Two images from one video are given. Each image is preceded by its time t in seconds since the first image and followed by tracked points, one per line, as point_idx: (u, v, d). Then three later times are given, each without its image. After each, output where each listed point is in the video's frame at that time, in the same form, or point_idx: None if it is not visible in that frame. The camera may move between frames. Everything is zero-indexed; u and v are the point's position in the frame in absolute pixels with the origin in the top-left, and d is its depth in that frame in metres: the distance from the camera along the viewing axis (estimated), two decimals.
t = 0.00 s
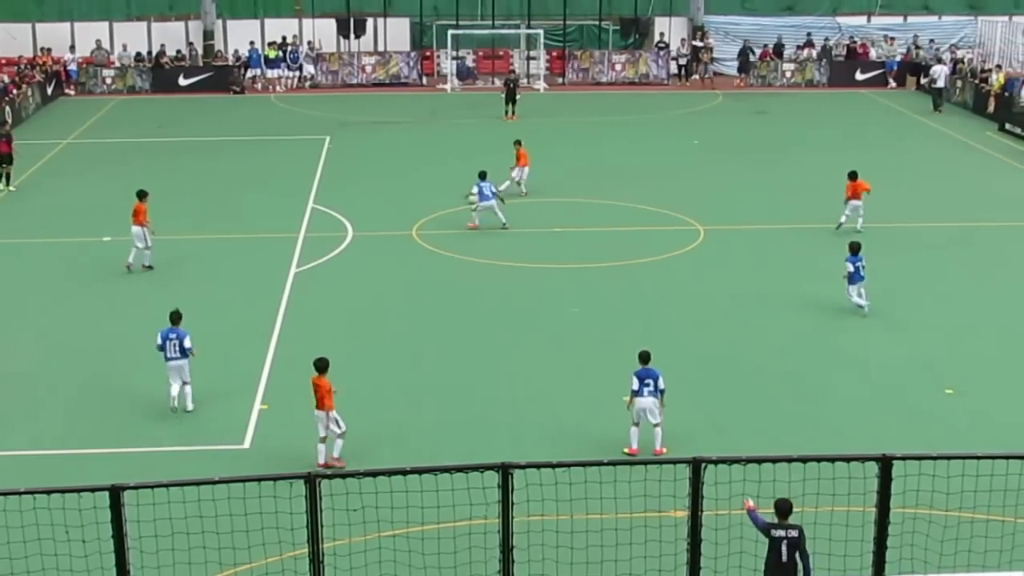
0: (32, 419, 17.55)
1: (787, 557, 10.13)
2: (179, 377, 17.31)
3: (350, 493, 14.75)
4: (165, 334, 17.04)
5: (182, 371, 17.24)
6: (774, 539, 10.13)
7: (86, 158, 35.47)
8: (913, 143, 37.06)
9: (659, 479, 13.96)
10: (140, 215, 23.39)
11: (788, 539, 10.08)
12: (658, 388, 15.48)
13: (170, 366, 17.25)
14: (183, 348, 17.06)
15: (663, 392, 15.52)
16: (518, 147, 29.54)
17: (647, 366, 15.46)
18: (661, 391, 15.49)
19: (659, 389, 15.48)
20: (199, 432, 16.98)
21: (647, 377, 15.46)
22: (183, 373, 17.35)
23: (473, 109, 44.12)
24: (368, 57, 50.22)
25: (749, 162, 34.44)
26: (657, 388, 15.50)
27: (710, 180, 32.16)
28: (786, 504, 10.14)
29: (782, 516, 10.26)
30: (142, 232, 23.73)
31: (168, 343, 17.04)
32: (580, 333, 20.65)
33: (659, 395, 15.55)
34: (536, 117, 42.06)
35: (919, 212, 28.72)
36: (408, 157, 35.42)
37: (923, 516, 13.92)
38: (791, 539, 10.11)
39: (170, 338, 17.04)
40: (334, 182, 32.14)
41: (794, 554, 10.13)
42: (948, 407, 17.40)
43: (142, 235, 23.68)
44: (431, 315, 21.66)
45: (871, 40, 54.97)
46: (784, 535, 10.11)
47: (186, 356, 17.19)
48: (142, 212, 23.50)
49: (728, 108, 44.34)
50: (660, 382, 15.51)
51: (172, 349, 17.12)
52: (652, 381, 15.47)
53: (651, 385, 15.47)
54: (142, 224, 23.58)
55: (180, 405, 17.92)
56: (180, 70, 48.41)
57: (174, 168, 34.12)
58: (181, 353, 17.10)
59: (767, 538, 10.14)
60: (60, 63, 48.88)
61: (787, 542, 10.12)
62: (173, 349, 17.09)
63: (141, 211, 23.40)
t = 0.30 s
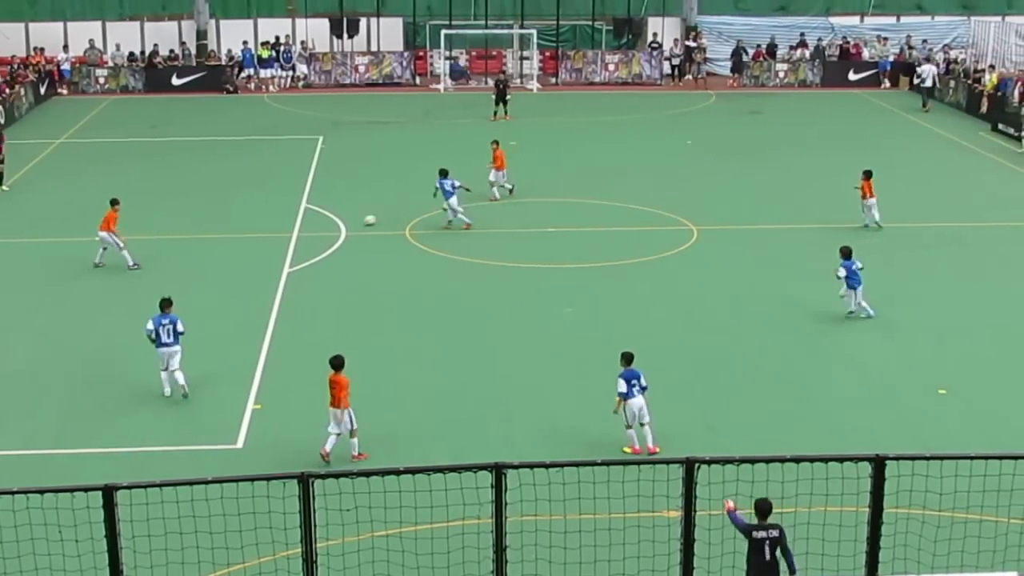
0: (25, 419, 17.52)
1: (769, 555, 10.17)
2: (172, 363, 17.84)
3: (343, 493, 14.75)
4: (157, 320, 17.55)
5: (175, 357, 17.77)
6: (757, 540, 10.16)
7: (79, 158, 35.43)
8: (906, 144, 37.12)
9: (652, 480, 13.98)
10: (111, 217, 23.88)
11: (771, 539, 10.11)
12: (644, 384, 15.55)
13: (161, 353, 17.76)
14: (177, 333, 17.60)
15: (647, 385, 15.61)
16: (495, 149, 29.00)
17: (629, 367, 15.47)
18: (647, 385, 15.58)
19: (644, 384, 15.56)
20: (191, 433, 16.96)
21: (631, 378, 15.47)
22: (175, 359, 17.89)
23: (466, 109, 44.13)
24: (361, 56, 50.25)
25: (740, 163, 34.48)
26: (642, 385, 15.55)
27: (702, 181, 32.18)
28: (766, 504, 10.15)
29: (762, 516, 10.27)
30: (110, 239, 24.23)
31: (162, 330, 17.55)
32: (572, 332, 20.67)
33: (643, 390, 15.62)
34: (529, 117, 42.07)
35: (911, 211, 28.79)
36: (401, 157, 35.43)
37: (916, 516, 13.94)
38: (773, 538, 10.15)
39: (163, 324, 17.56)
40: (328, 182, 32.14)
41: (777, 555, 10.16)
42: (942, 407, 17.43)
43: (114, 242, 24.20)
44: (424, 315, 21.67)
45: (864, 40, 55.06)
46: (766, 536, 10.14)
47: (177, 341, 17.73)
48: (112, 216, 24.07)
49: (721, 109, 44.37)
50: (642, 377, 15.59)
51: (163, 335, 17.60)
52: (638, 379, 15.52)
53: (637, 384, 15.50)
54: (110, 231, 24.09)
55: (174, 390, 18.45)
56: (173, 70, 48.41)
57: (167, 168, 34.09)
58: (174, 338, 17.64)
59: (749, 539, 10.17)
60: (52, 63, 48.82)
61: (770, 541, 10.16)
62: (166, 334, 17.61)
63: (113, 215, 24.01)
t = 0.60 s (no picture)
0: (27, 419, 17.52)
1: (754, 553, 10.11)
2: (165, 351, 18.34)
3: (344, 493, 14.75)
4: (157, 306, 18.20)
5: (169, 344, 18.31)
6: (739, 539, 10.08)
7: (80, 157, 35.44)
8: (907, 144, 37.11)
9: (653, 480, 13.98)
10: (98, 216, 23.75)
11: (753, 538, 10.05)
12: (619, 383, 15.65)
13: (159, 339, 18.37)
14: (172, 320, 18.16)
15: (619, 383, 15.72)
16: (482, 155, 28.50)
17: (605, 371, 15.50)
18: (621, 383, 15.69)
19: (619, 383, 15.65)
20: (192, 433, 16.95)
21: (610, 381, 15.51)
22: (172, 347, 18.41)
23: (467, 109, 44.11)
24: (363, 56, 50.28)
25: (740, 162, 34.48)
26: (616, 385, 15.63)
27: (703, 180, 32.17)
28: (746, 503, 10.06)
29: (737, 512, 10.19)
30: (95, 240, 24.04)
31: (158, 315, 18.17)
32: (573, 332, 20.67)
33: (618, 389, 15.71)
34: (529, 118, 42.04)
35: (912, 212, 28.79)
36: (402, 157, 35.42)
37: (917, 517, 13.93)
38: (755, 536, 10.09)
39: (160, 310, 18.19)
40: (328, 182, 32.14)
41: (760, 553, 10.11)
42: (944, 407, 17.43)
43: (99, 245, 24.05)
44: (425, 315, 21.67)
45: (865, 40, 55.05)
46: (749, 534, 10.08)
47: (173, 329, 18.29)
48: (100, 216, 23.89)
49: (722, 109, 44.35)
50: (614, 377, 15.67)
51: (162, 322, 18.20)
52: (613, 380, 15.59)
53: (615, 386, 15.56)
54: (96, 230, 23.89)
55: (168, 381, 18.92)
56: (174, 70, 48.41)
57: (168, 168, 34.09)
58: (169, 325, 18.18)
59: (732, 538, 10.10)
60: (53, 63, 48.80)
61: (752, 539, 10.09)
62: (162, 321, 18.21)
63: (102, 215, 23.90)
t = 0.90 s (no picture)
0: (35, 419, 17.54)
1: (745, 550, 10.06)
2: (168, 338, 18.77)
3: (353, 492, 14.75)
4: (158, 295, 18.53)
5: (171, 331, 18.72)
6: (730, 535, 10.03)
7: (89, 158, 35.47)
8: (915, 144, 37.06)
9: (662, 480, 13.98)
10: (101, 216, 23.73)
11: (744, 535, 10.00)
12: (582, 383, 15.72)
13: (157, 328, 18.69)
14: (175, 308, 18.58)
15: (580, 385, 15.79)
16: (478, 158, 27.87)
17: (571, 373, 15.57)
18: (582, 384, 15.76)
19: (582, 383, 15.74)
20: (199, 433, 16.95)
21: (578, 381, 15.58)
22: (171, 333, 18.84)
23: (475, 109, 44.10)
24: (370, 56, 50.32)
25: (747, 162, 34.45)
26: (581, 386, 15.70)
27: (710, 181, 32.13)
28: (735, 501, 10.03)
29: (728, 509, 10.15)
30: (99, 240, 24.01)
31: (162, 305, 18.53)
32: (580, 332, 20.66)
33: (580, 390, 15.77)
34: (537, 118, 42.02)
35: (920, 212, 28.75)
36: (409, 157, 35.42)
37: (925, 517, 13.91)
38: (747, 533, 10.05)
39: (162, 299, 18.53)
40: (336, 182, 32.15)
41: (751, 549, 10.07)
42: (952, 408, 17.40)
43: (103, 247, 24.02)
44: (433, 315, 21.67)
45: (874, 40, 55.00)
46: (739, 530, 10.04)
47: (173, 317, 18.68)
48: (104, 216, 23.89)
49: (731, 108, 44.30)
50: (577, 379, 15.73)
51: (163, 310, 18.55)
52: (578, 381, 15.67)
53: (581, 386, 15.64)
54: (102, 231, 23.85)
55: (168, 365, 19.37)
56: (182, 70, 48.46)
57: (175, 168, 34.12)
58: (172, 313, 18.59)
59: (724, 535, 10.05)
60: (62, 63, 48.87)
61: (743, 535, 10.05)
62: (163, 309, 18.55)
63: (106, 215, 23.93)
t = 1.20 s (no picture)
0: (45, 418, 17.58)
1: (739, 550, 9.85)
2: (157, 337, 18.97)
3: (362, 493, 14.75)
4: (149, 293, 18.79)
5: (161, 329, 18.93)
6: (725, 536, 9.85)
7: (98, 158, 35.56)
8: (924, 143, 36.98)
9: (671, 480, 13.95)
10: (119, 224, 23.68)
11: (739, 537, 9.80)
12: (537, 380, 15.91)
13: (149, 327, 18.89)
14: (166, 305, 18.83)
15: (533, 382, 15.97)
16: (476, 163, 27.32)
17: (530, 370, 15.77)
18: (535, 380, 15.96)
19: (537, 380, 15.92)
20: (209, 433, 16.97)
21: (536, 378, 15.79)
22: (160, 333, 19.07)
23: (484, 109, 44.09)
24: (379, 56, 50.31)
25: (756, 162, 34.40)
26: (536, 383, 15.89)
27: (718, 181, 32.10)
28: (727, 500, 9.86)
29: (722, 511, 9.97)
30: (112, 246, 24.04)
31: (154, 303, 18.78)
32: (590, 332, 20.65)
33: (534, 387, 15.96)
34: (546, 118, 42.02)
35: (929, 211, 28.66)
36: (418, 157, 35.41)
37: (935, 517, 13.86)
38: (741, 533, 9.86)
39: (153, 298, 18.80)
40: (344, 182, 32.16)
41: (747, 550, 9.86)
42: (962, 407, 17.36)
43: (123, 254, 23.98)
44: (442, 315, 21.67)
45: (883, 39, 54.88)
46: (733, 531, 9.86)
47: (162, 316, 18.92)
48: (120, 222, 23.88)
49: (740, 108, 44.25)
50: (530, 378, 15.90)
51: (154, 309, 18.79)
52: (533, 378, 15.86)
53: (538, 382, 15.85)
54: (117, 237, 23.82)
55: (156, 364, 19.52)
56: (191, 70, 48.52)
57: (183, 168, 34.19)
58: (164, 310, 18.83)
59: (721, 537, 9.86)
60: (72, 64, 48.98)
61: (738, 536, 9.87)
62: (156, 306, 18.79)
63: (123, 221, 23.95)
